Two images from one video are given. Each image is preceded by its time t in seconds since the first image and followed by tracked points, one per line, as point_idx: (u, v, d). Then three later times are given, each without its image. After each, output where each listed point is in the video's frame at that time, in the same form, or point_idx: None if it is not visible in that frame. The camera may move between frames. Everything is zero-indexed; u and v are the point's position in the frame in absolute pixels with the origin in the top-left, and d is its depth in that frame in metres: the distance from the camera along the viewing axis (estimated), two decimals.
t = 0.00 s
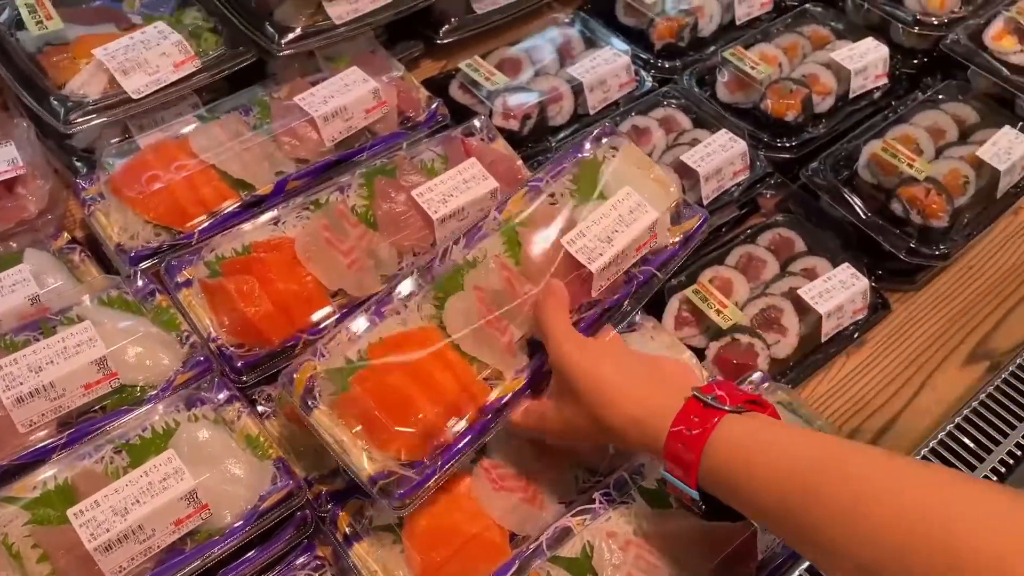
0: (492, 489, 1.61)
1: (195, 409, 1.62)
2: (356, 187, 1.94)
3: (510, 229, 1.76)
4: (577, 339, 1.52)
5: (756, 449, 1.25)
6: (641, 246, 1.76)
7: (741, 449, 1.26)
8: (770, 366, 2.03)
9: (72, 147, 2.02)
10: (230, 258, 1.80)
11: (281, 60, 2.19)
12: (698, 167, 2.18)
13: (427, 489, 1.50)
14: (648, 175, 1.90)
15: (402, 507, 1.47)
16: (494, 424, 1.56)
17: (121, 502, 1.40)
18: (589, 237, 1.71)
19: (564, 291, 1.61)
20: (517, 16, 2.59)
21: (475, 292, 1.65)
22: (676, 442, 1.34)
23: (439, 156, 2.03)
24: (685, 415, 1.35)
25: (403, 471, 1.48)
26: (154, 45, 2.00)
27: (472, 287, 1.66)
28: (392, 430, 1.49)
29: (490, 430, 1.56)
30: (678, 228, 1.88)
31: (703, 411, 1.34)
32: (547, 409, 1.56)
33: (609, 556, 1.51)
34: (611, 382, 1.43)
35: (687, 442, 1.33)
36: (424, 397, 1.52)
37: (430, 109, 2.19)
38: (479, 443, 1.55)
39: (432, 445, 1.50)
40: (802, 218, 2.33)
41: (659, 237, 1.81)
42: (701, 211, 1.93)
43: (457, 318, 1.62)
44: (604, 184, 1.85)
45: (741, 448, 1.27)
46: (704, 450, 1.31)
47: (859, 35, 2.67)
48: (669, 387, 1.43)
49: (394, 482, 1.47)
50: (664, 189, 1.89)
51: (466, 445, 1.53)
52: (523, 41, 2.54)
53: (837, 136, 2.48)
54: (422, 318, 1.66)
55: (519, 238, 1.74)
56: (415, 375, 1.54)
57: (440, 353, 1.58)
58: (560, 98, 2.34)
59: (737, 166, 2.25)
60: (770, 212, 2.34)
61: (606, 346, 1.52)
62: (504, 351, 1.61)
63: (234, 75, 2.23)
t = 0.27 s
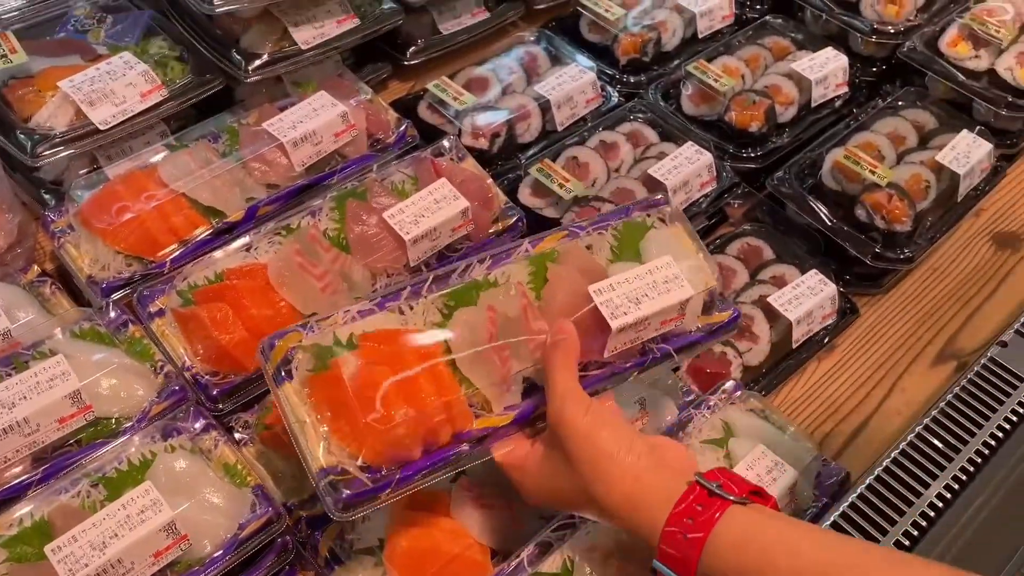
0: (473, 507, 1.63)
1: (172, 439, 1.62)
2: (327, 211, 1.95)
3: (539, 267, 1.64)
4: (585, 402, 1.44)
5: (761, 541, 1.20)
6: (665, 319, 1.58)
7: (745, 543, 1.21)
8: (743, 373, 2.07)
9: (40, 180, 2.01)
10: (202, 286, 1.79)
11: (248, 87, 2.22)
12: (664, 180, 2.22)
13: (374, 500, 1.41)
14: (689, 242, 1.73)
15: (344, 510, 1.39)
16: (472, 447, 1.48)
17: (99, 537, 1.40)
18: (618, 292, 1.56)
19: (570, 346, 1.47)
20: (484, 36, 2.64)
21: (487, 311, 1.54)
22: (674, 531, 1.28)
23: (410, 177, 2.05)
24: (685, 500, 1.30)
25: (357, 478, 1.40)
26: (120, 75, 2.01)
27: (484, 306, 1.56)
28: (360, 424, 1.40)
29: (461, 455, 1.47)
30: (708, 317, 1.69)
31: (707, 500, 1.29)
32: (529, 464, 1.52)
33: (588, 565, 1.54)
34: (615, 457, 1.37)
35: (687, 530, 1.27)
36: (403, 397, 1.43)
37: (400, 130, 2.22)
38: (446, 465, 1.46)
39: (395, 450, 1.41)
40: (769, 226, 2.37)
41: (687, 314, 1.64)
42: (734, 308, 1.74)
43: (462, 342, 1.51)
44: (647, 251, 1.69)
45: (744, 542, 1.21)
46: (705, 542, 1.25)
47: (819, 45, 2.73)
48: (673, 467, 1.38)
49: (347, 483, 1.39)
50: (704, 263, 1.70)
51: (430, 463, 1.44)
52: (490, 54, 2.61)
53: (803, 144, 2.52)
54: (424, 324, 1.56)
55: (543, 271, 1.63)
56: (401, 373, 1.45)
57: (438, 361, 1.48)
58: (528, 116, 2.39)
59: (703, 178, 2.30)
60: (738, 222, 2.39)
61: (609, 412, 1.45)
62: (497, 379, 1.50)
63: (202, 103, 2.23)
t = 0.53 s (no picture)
0: (450, 524, 1.62)
1: (145, 465, 1.60)
2: (298, 230, 1.95)
3: (523, 281, 1.59)
4: (569, 441, 1.38)
5: None
6: (651, 332, 1.57)
7: None
8: (718, 380, 2.08)
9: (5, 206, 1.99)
10: (173, 309, 1.78)
11: (215, 107, 2.22)
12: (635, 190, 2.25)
13: (350, 537, 1.37)
14: (673, 249, 1.69)
15: (319, 550, 1.36)
16: (450, 476, 1.44)
17: (72, 566, 1.38)
18: (604, 308, 1.53)
19: (554, 374, 1.44)
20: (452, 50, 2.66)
21: (469, 332, 1.50)
22: None
23: (380, 194, 2.05)
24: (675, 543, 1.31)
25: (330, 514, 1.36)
26: (85, 98, 1.99)
27: (466, 326, 1.51)
28: (334, 459, 1.36)
29: (439, 484, 1.43)
30: (691, 324, 1.70)
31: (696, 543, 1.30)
32: (511, 494, 1.48)
33: None
34: (600, 499, 1.34)
35: None
36: (379, 427, 1.38)
37: (370, 146, 2.23)
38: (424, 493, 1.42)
39: (369, 482, 1.37)
40: (740, 232, 2.40)
41: (671, 327, 1.63)
42: (716, 316, 1.74)
43: (440, 367, 1.46)
44: (632, 259, 1.64)
45: None
46: None
47: (783, 52, 2.76)
48: (658, 505, 1.37)
49: (320, 520, 1.36)
50: (687, 272, 1.69)
51: (408, 493, 1.40)
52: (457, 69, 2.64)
53: (770, 150, 2.55)
54: (399, 343, 1.51)
55: (526, 284, 1.59)
56: (376, 401, 1.40)
57: (415, 387, 1.44)
58: (497, 129, 2.41)
59: (673, 187, 2.32)
60: (708, 229, 2.41)
61: (591, 448, 1.40)
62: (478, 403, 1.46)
63: (170, 125, 2.23)
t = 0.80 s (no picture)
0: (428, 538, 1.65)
1: (121, 493, 1.58)
2: (272, 251, 1.94)
3: (491, 311, 1.59)
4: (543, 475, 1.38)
5: None
6: (623, 354, 1.59)
7: None
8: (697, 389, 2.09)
9: None
10: (147, 334, 1.76)
11: (187, 129, 2.21)
12: (609, 203, 2.26)
13: None
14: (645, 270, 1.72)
15: None
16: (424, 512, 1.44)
17: None
18: (575, 334, 1.54)
19: (525, 405, 1.43)
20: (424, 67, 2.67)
21: (436, 366, 1.50)
22: None
23: (355, 213, 2.05)
24: (652, 572, 1.30)
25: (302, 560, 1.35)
26: (54, 124, 1.98)
27: (433, 360, 1.51)
28: (301, 502, 1.36)
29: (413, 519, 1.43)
30: (670, 342, 1.70)
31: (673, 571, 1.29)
32: (486, 529, 1.48)
33: None
34: (577, 532, 1.34)
35: None
36: (346, 468, 1.39)
37: (343, 165, 2.23)
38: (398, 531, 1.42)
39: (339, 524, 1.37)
40: (714, 241, 2.42)
41: (644, 348, 1.65)
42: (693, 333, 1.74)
43: (410, 405, 1.46)
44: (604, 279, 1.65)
45: None
46: None
47: (752, 62, 2.79)
48: (633, 532, 1.37)
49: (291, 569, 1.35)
50: (662, 293, 1.70)
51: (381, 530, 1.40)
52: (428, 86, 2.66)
53: (742, 159, 2.59)
54: (368, 380, 1.51)
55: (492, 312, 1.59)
56: (342, 442, 1.41)
57: (382, 425, 1.44)
58: (471, 144, 2.42)
59: (647, 198, 2.34)
60: (683, 238, 2.43)
61: (568, 483, 1.40)
62: (448, 434, 1.46)
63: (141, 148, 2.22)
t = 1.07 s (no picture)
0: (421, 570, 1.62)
1: (104, 531, 1.57)
2: (252, 281, 1.94)
3: (427, 354, 1.78)
4: (493, 477, 1.51)
5: None
6: (562, 363, 1.75)
7: None
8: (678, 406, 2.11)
9: None
10: (127, 369, 1.75)
11: (164, 160, 2.21)
12: (586, 223, 2.28)
13: None
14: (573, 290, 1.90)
15: None
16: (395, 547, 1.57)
17: None
18: (506, 352, 1.71)
19: (466, 419, 1.59)
20: (399, 92, 2.70)
21: (379, 407, 1.66)
22: None
23: (334, 241, 2.05)
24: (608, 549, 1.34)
25: None
26: (30, 159, 1.97)
27: (375, 403, 1.67)
28: (271, 557, 1.48)
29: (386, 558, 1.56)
30: (606, 351, 1.87)
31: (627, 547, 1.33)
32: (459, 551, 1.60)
33: None
34: (528, 520, 1.43)
35: None
36: (309, 516, 1.51)
37: (321, 192, 2.24)
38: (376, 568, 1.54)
39: None
40: (692, 258, 2.45)
41: (583, 357, 1.81)
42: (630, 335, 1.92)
43: (356, 445, 1.61)
44: (531, 305, 1.86)
45: None
46: None
47: (724, 80, 2.84)
48: (590, 518, 1.44)
49: None
50: (594, 309, 1.88)
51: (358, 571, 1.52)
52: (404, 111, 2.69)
53: (716, 176, 2.62)
54: (320, 437, 1.67)
55: (428, 353, 1.78)
56: (300, 493, 1.54)
57: (337, 472, 1.58)
58: (448, 168, 2.44)
59: (624, 218, 2.37)
60: (661, 255, 2.46)
61: (521, 481, 1.52)
62: (403, 468, 1.60)
63: (118, 181, 2.21)
